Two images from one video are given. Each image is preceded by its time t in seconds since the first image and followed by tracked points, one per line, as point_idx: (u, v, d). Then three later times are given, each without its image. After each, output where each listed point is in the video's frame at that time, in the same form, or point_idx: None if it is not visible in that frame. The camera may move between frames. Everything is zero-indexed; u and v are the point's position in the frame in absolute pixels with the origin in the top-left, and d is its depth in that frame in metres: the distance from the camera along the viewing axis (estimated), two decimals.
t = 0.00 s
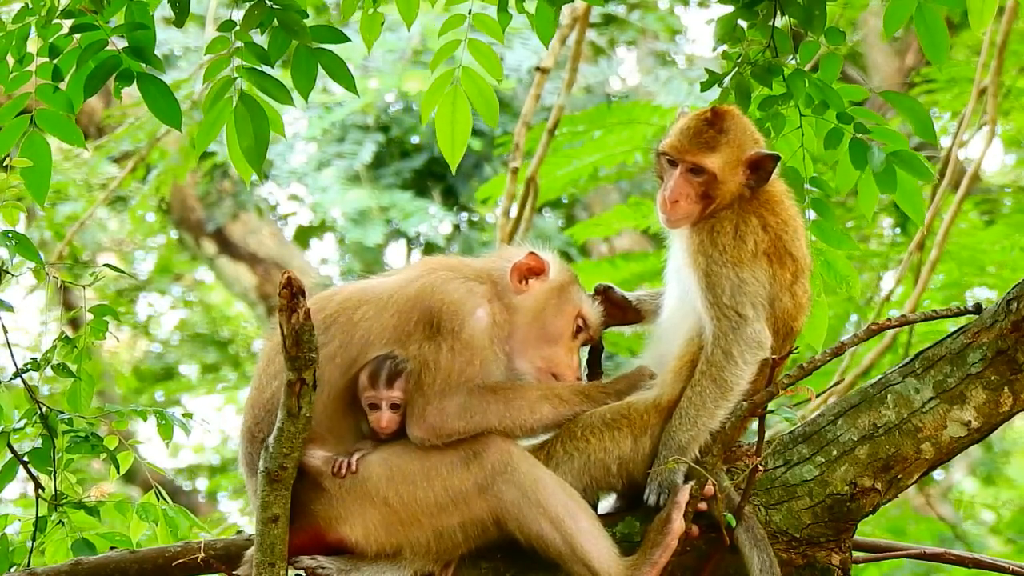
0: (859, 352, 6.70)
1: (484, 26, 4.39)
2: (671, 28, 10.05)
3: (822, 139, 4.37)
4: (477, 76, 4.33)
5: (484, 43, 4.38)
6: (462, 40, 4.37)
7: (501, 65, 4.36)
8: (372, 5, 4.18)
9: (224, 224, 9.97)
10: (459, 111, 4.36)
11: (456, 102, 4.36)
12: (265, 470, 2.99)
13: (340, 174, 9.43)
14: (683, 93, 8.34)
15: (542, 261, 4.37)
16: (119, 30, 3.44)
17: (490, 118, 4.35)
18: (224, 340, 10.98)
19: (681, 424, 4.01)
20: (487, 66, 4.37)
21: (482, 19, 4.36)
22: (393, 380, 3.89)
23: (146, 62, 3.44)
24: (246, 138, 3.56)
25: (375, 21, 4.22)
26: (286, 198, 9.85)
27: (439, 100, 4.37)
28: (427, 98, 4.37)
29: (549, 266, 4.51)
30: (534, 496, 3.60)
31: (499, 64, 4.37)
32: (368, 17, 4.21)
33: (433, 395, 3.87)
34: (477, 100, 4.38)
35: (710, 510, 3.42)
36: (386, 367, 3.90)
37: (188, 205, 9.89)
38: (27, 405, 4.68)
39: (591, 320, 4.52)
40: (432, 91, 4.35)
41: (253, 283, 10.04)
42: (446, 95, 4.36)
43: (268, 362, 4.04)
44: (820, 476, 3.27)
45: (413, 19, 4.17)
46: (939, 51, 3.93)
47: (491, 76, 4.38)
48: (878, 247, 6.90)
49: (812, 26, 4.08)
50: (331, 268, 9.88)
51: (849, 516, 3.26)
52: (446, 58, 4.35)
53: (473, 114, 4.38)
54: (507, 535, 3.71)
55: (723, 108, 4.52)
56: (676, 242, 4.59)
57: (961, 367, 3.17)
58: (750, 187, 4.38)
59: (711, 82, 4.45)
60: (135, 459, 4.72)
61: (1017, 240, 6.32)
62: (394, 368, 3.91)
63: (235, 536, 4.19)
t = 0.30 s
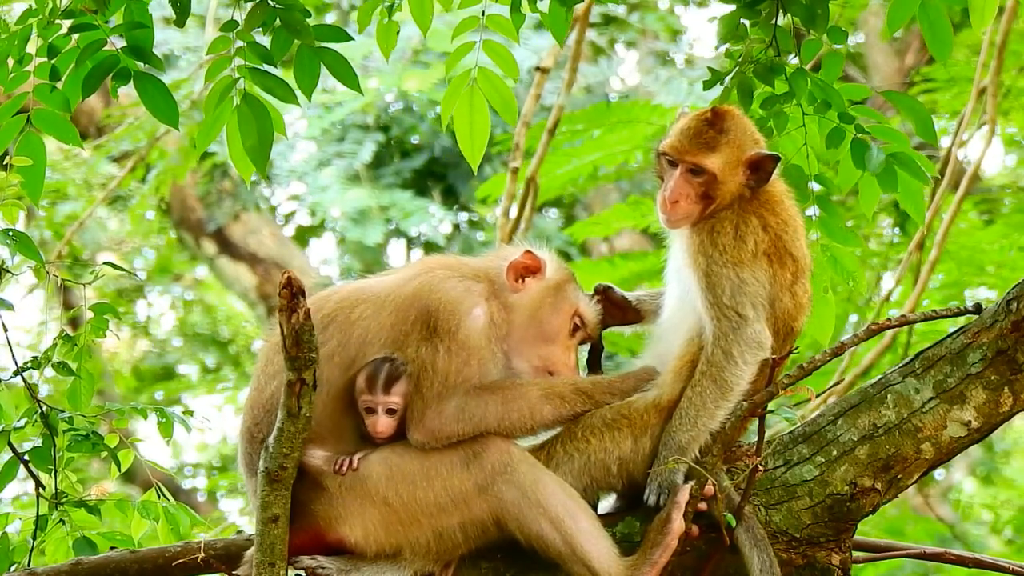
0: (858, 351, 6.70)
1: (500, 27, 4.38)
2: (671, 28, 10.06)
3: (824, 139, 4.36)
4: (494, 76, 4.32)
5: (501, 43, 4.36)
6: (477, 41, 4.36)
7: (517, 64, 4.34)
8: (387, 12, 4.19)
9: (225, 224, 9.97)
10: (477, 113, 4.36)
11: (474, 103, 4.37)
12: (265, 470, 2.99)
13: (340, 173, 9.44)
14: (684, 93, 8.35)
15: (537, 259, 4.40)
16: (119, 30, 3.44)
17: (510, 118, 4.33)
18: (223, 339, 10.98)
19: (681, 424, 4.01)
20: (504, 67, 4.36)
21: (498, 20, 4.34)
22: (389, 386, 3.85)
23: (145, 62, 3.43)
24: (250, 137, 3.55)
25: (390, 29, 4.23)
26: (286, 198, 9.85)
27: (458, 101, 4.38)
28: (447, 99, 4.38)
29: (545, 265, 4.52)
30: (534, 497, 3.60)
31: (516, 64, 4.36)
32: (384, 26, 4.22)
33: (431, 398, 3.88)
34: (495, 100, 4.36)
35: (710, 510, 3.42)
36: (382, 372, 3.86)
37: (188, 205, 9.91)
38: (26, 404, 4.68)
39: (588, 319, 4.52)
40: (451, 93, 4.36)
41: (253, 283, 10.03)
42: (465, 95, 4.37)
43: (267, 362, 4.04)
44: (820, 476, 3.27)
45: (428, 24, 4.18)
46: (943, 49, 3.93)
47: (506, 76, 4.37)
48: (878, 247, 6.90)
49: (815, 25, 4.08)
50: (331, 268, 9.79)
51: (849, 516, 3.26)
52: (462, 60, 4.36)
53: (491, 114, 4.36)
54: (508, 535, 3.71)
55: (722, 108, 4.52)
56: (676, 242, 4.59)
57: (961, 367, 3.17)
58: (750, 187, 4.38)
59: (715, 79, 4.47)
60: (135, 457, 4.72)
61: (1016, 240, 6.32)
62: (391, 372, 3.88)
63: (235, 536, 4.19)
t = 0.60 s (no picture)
0: (858, 351, 6.69)
1: (489, 24, 4.37)
2: (671, 28, 10.06)
3: (826, 138, 4.37)
4: (481, 73, 4.33)
5: (489, 41, 4.37)
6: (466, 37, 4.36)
7: (506, 63, 4.34)
8: (384, 10, 4.19)
9: (224, 224, 9.98)
10: (462, 107, 4.36)
11: (459, 98, 4.36)
12: (265, 470, 2.99)
13: (340, 173, 9.46)
14: (684, 93, 8.35)
15: (538, 260, 4.40)
16: (119, 33, 3.45)
17: (496, 113, 4.32)
18: (224, 339, 10.99)
19: (681, 425, 4.01)
20: (490, 63, 4.37)
21: (487, 18, 4.34)
22: (387, 393, 3.83)
23: (145, 64, 3.43)
24: (250, 138, 3.53)
25: (386, 26, 4.23)
26: (286, 197, 9.85)
27: (444, 98, 4.36)
28: (433, 96, 4.37)
29: (547, 264, 4.51)
30: (534, 497, 3.60)
31: (504, 61, 4.36)
32: (380, 23, 4.23)
33: (432, 399, 3.88)
34: (481, 97, 4.37)
35: (710, 510, 3.42)
36: (380, 379, 3.82)
37: (188, 205, 9.91)
38: (28, 404, 4.68)
39: (592, 318, 4.51)
40: (436, 87, 4.35)
41: (252, 283, 10.02)
42: (451, 91, 4.36)
43: (269, 363, 4.04)
44: (820, 476, 3.27)
45: (424, 22, 4.17)
46: (943, 48, 3.93)
47: (495, 72, 4.37)
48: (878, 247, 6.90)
49: (819, 25, 4.05)
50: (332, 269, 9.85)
51: (849, 516, 3.26)
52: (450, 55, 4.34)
53: (477, 110, 4.36)
54: (508, 535, 3.71)
55: (721, 108, 4.52)
56: (676, 242, 4.60)
57: (961, 367, 3.17)
58: (749, 187, 4.38)
59: (717, 79, 4.46)
60: (136, 456, 4.73)
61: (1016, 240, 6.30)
62: (389, 379, 3.84)
63: (236, 535, 4.19)
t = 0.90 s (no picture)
0: (858, 351, 6.68)
1: (473, 20, 4.36)
2: (671, 29, 10.06)
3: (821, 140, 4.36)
4: (461, 67, 4.32)
5: (470, 34, 4.34)
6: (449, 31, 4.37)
7: (488, 59, 4.34)
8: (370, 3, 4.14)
9: (224, 223, 9.96)
10: (440, 100, 4.36)
11: (438, 92, 4.35)
12: (265, 470, 2.99)
13: (340, 173, 9.46)
14: (684, 94, 8.35)
15: (548, 277, 4.33)
16: (122, 34, 3.45)
17: (474, 111, 4.33)
18: (224, 339, 10.98)
19: (681, 425, 4.01)
20: (475, 60, 4.35)
21: (472, 14, 4.32)
22: (391, 399, 3.83)
23: (147, 64, 3.42)
24: (255, 139, 3.52)
25: (371, 19, 4.18)
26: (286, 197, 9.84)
27: (422, 92, 4.35)
28: (411, 88, 4.35)
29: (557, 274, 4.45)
30: (534, 497, 3.59)
31: (483, 52, 4.34)
32: (365, 15, 4.16)
33: (436, 400, 3.82)
34: (462, 92, 4.37)
35: (711, 510, 3.43)
36: (386, 384, 3.82)
37: (188, 205, 9.91)
38: (29, 404, 4.68)
39: (615, 307, 4.54)
40: (415, 80, 4.33)
41: (253, 283, 10.00)
42: (430, 85, 4.35)
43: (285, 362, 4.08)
44: (820, 476, 3.27)
45: (411, 16, 4.15)
46: (937, 49, 3.92)
47: (477, 68, 4.37)
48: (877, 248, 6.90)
49: (812, 27, 4.08)
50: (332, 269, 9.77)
51: (849, 516, 3.26)
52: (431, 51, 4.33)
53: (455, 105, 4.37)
54: (508, 535, 3.71)
55: (715, 108, 4.53)
56: (673, 242, 4.60)
57: (961, 367, 3.17)
58: (744, 187, 4.39)
59: (713, 81, 4.46)
60: (137, 456, 4.73)
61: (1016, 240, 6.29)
62: (395, 384, 3.84)
63: (236, 535, 4.20)
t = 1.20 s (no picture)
0: (858, 351, 6.67)
1: (475, 21, 4.36)
2: (671, 29, 10.06)
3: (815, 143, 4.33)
4: (464, 68, 4.32)
5: (473, 36, 4.35)
6: (450, 33, 4.37)
7: (490, 59, 4.32)
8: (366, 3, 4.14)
9: (224, 224, 9.95)
10: (444, 101, 4.35)
11: (442, 94, 4.35)
12: (265, 470, 2.99)
13: (340, 173, 9.46)
14: (684, 94, 8.35)
15: (554, 279, 4.33)
16: (120, 33, 3.45)
17: (479, 112, 4.35)
18: (223, 339, 10.98)
19: (680, 426, 4.01)
20: (477, 61, 4.35)
21: (473, 15, 4.33)
22: (396, 401, 3.88)
23: (145, 63, 3.42)
24: (251, 139, 3.53)
25: (368, 19, 4.18)
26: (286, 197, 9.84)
27: (426, 92, 4.36)
28: (414, 88, 4.36)
29: (563, 277, 4.44)
30: (534, 497, 3.58)
31: (485, 53, 4.35)
32: (363, 15, 4.17)
33: (439, 399, 3.83)
34: (465, 92, 4.38)
35: (711, 510, 3.43)
36: (392, 387, 3.87)
37: (188, 205, 9.89)
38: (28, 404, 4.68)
39: (621, 310, 4.55)
40: (418, 82, 4.34)
41: (253, 283, 9.98)
42: (433, 87, 4.35)
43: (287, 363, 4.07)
44: (820, 476, 3.27)
45: (408, 17, 4.15)
46: (932, 51, 3.92)
47: (479, 68, 4.36)
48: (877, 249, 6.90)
49: (807, 30, 4.04)
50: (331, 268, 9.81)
51: (849, 516, 3.26)
52: (433, 52, 4.34)
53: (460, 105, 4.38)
54: (508, 535, 3.70)
55: (705, 108, 4.54)
56: (668, 244, 4.59)
57: (961, 367, 3.17)
58: (738, 186, 4.38)
59: (707, 83, 4.47)
60: (137, 456, 4.73)
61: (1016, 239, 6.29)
62: (400, 388, 3.89)
63: (236, 536, 4.20)
